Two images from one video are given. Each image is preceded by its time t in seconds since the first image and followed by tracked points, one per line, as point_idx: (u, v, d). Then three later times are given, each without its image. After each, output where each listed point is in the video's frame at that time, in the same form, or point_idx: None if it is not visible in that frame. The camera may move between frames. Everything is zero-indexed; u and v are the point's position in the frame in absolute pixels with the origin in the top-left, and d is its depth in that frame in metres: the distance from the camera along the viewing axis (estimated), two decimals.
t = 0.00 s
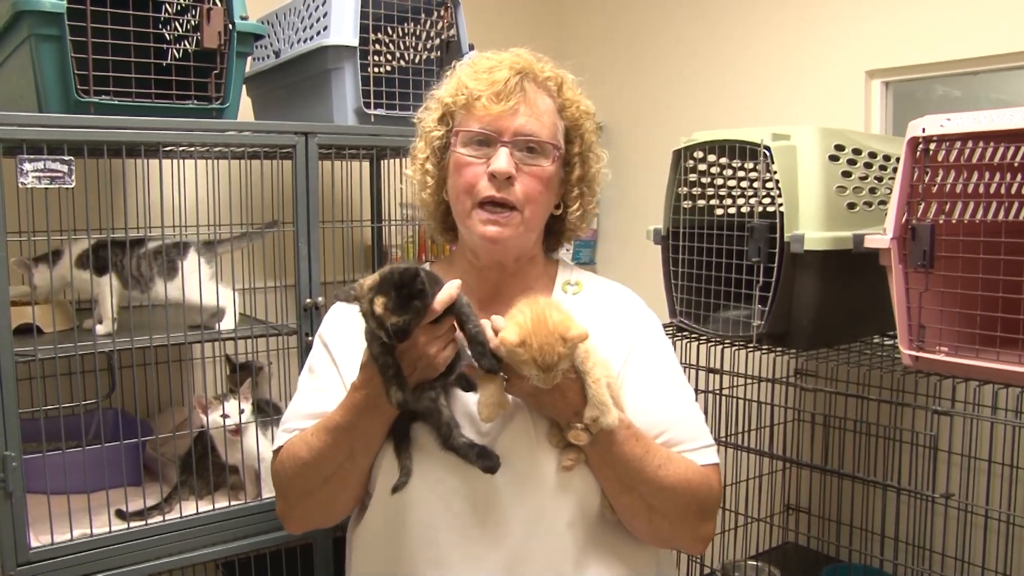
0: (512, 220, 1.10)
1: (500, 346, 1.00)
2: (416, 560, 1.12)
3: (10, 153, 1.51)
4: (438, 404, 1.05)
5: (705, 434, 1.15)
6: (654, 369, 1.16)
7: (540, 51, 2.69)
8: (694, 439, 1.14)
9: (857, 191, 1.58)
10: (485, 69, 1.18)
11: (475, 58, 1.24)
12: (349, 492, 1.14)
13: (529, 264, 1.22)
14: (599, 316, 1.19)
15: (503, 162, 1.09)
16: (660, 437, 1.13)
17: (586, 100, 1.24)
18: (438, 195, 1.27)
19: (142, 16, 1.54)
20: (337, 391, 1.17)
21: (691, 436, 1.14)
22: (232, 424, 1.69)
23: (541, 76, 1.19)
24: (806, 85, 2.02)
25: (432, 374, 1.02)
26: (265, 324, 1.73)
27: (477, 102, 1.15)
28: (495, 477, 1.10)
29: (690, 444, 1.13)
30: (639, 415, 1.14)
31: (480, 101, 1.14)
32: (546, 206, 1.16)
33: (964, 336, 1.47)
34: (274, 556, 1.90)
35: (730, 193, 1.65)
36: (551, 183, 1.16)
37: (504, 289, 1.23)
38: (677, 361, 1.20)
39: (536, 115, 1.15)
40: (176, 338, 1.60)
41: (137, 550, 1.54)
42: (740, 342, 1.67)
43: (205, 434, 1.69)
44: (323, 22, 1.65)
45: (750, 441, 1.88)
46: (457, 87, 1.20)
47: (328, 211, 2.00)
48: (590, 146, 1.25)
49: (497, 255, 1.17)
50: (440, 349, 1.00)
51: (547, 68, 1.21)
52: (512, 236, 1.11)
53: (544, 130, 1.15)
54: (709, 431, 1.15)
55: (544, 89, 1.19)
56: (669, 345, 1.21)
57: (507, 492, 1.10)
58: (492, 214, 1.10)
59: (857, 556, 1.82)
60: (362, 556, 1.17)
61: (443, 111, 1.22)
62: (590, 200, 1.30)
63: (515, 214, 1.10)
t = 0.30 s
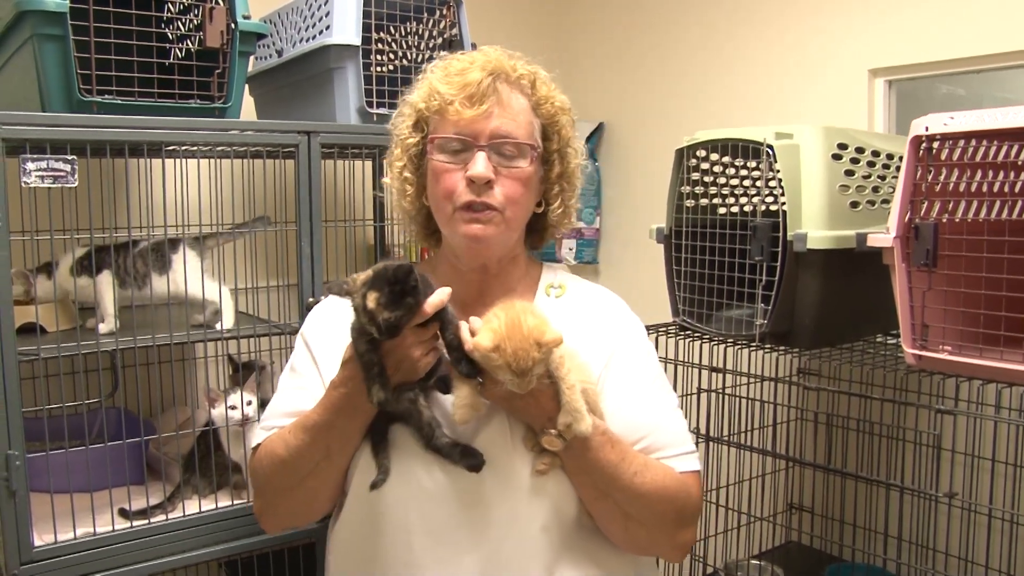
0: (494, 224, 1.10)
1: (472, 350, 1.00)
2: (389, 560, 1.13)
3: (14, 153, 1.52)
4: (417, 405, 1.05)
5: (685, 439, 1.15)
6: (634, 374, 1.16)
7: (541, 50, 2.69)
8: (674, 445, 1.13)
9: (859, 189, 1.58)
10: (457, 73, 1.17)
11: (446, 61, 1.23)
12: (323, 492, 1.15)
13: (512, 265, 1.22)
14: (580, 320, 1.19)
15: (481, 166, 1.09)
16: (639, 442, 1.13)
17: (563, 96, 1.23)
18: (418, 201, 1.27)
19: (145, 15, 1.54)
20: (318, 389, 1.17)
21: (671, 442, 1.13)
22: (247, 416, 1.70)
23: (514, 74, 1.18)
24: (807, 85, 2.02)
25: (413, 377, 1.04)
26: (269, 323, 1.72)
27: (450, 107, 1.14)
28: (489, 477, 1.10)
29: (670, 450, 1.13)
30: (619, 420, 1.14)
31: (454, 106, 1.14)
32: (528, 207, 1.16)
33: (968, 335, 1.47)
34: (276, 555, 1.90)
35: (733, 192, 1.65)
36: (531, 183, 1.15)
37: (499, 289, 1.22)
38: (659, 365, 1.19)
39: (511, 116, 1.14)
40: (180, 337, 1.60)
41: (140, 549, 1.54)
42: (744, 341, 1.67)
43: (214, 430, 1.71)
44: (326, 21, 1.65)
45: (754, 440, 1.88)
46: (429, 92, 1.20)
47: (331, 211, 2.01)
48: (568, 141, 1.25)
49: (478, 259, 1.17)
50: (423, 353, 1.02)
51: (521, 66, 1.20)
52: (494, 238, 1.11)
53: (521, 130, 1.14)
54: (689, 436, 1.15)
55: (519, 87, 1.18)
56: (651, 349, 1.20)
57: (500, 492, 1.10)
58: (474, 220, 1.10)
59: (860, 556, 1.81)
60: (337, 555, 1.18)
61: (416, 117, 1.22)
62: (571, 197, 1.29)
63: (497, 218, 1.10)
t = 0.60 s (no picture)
0: (481, 227, 1.11)
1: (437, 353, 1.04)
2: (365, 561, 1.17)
3: (29, 151, 1.53)
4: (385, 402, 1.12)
5: (671, 451, 1.12)
6: (619, 382, 1.14)
7: (550, 49, 2.69)
8: (657, 456, 1.11)
9: (872, 190, 1.57)
10: (435, 79, 1.18)
11: (426, 68, 1.24)
12: (302, 492, 1.20)
13: (502, 269, 1.23)
14: (565, 325, 1.18)
15: (463, 170, 1.10)
16: (620, 452, 1.11)
17: (543, 93, 1.23)
18: (406, 210, 1.30)
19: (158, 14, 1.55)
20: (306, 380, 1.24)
21: (654, 453, 1.11)
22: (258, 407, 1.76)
23: (491, 75, 1.19)
24: (817, 84, 2.02)
25: (384, 373, 1.11)
26: (280, 321, 1.72)
27: (429, 111, 1.15)
28: (485, 479, 1.11)
29: (650, 462, 1.10)
30: (600, 428, 1.12)
31: (432, 112, 1.15)
32: (515, 206, 1.16)
33: (981, 336, 1.46)
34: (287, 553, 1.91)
35: (745, 192, 1.64)
36: (516, 183, 1.15)
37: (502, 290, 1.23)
38: (649, 372, 1.17)
39: (491, 117, 1.15)
40: (194, 335, 1.60)
41: (153, 546, 1.54)
42: (755, 341, 1.66)
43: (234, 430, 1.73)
44: (337, 20, 1.65)
45: (765, 440, 1.87)
46: (410, 99, 1.21)
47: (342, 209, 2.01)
48: (553, 139, 1.25)
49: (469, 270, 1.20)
50: (391, 349, 1.09)
51: (500, 67, 1.20)
52: (483, 242, 1.12)
53: (502, 131, 1.15)
54: (673, 450, 1.12)
55: (500, 88, 1.19)
56: (641, 356, 1.18)
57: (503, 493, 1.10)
58: (461, 225, 1.11)
59: (872, 556, 1.80)
60: (318, 556, 1.23)
61: (399, 126, 1.25)
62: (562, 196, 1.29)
63: (481, 221, 1.11)
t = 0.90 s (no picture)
0: (469, 222, 1.11)
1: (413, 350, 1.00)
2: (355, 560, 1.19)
3: (45, 149, 1.53)
4: (376, 395, 1.15)
5: (661, 455, 1.10)
6: (609, 384, 1.12)
7: (560, 47, 2.69)
8: (646, 461, 1.09)
9: (887, 188, 1.57)
10: (417, 81, 1.19)
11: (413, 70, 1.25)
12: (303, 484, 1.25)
13: (496, 265, 1.23)
14: (558, 325, 1.16)
15: (446, 167, 1.10)
16: (609, 455, 1.10)
17: (528, 84, 1.22)
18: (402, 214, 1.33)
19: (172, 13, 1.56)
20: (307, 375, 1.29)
21: (643, 457, 1.09)
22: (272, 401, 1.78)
23: (474, 72, 1.19)
24: (829, 83, 2.01)
25: (369, 366, 1.14)
26: (292, 319, 1.71)
27: (412, 114, 1.16)
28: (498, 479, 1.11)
29: (639, 467, 1.09)
30: (589, 430, 1.11)
31: (414, 114, 1.16)
32: (504, 200, 1.16)
33: (996, 336, 1.45)
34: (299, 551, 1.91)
35: (758, 191, 1.63)
36: (502, 177, 1.14)
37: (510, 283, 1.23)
38: (642, 375, 1.14)
39: (472, 113, 1.15)
40: (206, 333, 1.61)
41: (166, 543, 1.55)
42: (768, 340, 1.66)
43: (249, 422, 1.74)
44: (350, 18, 1.65)
45: (779, 439, 1.87)
46: (395, 104, 1.22)
47: (354, 207, 2.02)
48: (542, 132, 1.22)
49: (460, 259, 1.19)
50: (374, 343, 1.12)
51: (483, 64, 1.20)
52: (472, 236, 1.12)
53: (485, 126, 1.14)
54: (663, 455, 1.10)
55: (483, 84, 1.19)
56: (634, 358, 1.16)
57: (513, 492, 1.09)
58: (448, 221, 1.10)
59: (886, 557, 1.80)
60: (318, 554, 1.25)
61: (388, 130, 1.26)
62: (557, 190, 1.26)
63: (466, 216, 1.10)
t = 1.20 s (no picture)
0: (469, 241, 1.11)
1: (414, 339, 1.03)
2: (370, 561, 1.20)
3: (61, 150, 1.54)
4: (383, 394, 1.13)
5: (671, 455, 1.06)
6: (616, 384, 1.09)
7: (572, 45, 2.68)
8: (654, 461, 1.06)
9: (903, 187, 1.56)
10: (403, 96, 1.17)
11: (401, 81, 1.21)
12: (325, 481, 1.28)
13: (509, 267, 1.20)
14: (569, 321, 1.14)
15: (434, 191, 1.08)
16: (616, 454, 1.07)
17: (514, 83, 1.15)
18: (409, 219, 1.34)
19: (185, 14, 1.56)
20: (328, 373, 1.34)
21: (651, 457, 1.06)
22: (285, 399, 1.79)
23: (455, 82, 1.14)
24: (845, 80, 2.00)
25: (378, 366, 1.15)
26: (306, 318, 1.71)
27: (399, 139, 1.15)
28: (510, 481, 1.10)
29: (646, 466, 1.05)
30: (596, 429, 1.09)
31: (400, 137, 1.14)
32: (504, 211, 1.13)
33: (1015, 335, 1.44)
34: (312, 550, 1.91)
35: (773, 189, 1.63)
36: (498, 189, 1.11)
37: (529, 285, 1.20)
38: (654, 372, 1.11)
39: (457, 129, 1.11)
40: (220, 332, 1.61)
41: (179, 542, 1.55)
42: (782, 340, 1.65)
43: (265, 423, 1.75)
44: (363, 17, 1.65)
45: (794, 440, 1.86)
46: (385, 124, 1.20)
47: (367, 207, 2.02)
48: (533, 132, 1.15)
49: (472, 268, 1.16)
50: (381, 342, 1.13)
51: (466, 72, 1.15)
52: (476, 251, 1.12)
53: (471, 139, 1.11)
54: (673, 454, 1.06)
55: (465, 92, 1.14)
56: (648, 353, 1.12)
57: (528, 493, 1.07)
58: (450, 244, 1.11)
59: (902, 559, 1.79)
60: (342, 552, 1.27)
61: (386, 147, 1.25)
62: (557, 188, 1.20)
63: (465, 236, 1.10)
